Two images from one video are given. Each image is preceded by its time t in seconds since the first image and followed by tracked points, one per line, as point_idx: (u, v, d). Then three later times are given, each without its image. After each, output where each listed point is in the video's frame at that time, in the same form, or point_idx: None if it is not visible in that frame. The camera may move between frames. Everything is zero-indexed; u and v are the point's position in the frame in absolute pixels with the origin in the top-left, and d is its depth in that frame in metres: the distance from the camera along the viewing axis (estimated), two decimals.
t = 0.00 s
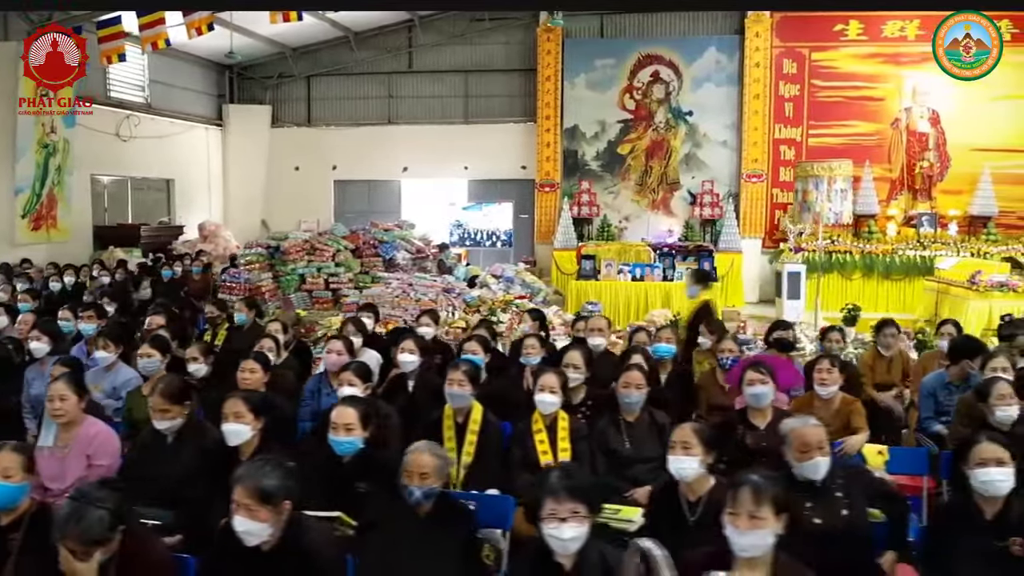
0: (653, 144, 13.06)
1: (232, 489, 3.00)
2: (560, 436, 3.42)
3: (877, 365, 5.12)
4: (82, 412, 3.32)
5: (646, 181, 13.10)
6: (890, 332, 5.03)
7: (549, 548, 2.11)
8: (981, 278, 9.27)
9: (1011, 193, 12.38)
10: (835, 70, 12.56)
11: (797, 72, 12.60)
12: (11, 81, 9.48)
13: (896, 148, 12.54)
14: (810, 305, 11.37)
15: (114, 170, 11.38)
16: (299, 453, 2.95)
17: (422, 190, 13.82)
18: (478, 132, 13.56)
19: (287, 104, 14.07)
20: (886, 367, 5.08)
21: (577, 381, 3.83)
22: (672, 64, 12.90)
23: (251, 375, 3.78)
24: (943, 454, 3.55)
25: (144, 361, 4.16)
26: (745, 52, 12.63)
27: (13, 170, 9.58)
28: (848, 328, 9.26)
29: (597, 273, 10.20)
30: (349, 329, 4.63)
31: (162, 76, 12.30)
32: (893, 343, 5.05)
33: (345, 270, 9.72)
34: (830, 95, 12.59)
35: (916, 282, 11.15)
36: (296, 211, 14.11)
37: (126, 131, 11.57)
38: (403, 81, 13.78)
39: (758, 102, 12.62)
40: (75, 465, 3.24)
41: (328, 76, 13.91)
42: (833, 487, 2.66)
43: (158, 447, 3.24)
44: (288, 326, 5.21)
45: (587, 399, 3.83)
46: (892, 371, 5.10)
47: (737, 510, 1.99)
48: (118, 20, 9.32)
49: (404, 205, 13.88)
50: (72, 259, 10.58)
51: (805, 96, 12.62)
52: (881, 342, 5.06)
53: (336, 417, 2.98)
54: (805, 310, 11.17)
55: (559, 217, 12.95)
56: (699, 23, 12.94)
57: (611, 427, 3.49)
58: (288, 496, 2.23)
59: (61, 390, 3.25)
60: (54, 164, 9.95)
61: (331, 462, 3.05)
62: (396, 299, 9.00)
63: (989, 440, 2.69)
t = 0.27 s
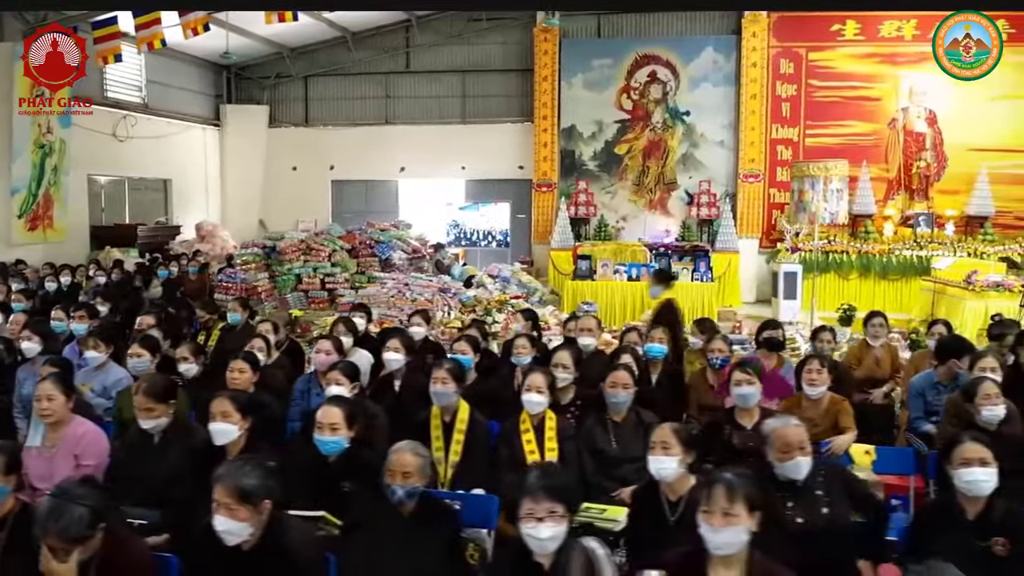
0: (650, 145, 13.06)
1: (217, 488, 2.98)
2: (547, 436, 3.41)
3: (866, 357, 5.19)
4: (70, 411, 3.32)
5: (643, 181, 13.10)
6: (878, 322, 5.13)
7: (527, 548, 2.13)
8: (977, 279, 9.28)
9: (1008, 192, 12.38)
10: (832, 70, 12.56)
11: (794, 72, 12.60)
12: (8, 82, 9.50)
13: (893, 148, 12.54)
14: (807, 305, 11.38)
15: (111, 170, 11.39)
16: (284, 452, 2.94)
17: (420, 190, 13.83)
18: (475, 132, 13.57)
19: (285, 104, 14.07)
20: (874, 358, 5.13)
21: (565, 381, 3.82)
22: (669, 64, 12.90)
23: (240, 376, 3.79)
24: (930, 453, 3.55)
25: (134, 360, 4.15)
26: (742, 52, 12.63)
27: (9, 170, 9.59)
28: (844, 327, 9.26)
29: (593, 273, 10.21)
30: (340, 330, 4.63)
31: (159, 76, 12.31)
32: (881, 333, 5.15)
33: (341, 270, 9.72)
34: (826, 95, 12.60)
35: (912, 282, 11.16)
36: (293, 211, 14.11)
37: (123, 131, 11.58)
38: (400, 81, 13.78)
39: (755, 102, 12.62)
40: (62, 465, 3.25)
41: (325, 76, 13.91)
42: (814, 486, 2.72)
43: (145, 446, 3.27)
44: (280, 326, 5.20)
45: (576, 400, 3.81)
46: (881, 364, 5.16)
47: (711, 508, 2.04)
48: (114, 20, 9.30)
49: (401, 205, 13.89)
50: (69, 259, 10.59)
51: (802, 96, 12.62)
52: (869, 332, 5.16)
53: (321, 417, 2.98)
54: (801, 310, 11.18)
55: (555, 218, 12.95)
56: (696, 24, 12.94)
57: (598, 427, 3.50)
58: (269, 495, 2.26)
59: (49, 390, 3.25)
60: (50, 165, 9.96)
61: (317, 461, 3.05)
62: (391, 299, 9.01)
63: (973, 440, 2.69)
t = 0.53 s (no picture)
0: (647, 144, 13.05)
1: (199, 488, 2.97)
2: (534, 437, 3.40)
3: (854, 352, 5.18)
4: (57, 412, 3.32)
5: (641, 181, 13.10)
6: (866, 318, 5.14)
7: (504, 549, 2.14)
8: (973, 279, 9.29)
9: (1005, 192, 12.38)
10: (829, 70, 12.56)
11: (791, 72, 12.60)
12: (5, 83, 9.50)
13: (890, 148, 12.54)
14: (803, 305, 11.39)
15: (108, 171, 11.39)
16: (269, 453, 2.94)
17: (417, 190, 13.84)
18: (473, 133, 13.58)
19: (282, 105, 14.08)
20: (861, 354, 5.09)
21: (553, 382, 3.80)
22: (667, 64, 12.90)
23: (229, 378, 3.80)
24: (918, 453, 3.55)
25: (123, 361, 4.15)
26: (739, 52, 12.63)
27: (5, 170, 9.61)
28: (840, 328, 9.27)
29: (589, 273, 10.22)
30: (331, 330, 4.62)
31: (156, 77, 12.31)
32: (868, 329, 5.12)
33: (337, 270, 9.71)
34: (824, 95, 12.59)
35: (909, 282, 11.17)
36: (291, 211, 14.13)
37: (120, 132, 11.59)
38: (398, 81, 13.78)
39: (752, 102, 12.62)
40: (49, 464, 3.26)
41: (323, 76, 13.91)
42: (796, 487, 2.75)
43: (131, 445, 3.30)
44: (272, 326, 5.20)
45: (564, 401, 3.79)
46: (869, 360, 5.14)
47: (685, 507, 2.07)
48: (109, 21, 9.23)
49: (399, 205, 13.91)
50: (65, 260, 10.61)
51: (800, 96, 12.62)
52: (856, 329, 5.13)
53: (305, 418, 2.99)
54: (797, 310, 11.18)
55: (553, 218, 12.96)
56: (693, 24, 12.94)
57: (585, 428, 3.50)
58: (249, 495, 2.29)
59: (36, 391, 3.24)
60: (46, 165, 9.96)
61: (302, 462, 3.05)
62: (387, 299, 9.02)
63: (957, 440, 2.67)
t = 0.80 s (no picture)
0: (644, 144, 13.05)
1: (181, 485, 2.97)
2: (521, 437, 3.40)
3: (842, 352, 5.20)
4: (45, 411, 3.32)
5: (638, 181, 13.10)
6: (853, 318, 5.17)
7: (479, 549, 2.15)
8: (969, 278, 9.28)
9: (1002, 192, 12.38)
10: (826, 70, 12.56)
11: (788, 72, 12.60)
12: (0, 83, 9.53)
13: (887, 148, 12.54)
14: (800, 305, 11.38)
15: (105, 171, 11.40)
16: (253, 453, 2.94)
17: (415, 190, 13.84)
18: (470, 133, 13.59)
19: (280, 105, 14.08)
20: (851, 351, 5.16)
21: (542, 382, 3.78)
22: (664, 64, 12.90)
23: (218, 379, 3.79)
24: (904, 454, 3.56)
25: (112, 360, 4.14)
26: (736, 52, 12.62)
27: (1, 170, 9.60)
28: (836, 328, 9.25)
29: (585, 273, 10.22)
30: (321, 331, 4.60)
31: (153, 76, 12.32)
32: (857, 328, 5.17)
33: (333, 270, 9.70)
34: (821, 95, 12.59)
35: (906, 282, 11.16)
36: (288, 211, 14.13)
37: (117, 132, 11.59)
38: (395, 81, 13.78)
39: (749, 102, 12.62)
40: (37, 463, 3.25)
41: (320, 76, 13.92)
42: (780, 487, 2.73)
43: (117, 444, 3.30)
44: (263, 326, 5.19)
45: (553, 402, 3.78)
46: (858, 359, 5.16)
47: (663, 507, 2.06)
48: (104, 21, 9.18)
49: (396, 205, 13.91)
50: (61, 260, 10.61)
51: (797, 96, 12.61)
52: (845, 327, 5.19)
53: (289, 417, 2.98)
54: (794, 309, 11.17)
55: (550, 217, 12.95)
56: (690, 24, 12.94)
57: (572, 428, 3.50)
58: (227, 494, 2.31)
59: (26, 389, 3.25)
60: (42, 165, 10.01)
61: (287, 461, 3.05)
62: (383, 299, 9.02)
63: (937, 440, 2.68)
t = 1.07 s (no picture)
0: (642, 144, 13.05)
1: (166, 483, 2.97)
2: (510, 436, 3.41)
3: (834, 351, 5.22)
4: (35, 411, 3.28)
5: (635, 181, 13.10)
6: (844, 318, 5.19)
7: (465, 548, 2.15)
8: (966, 278, 9.27)
9: (999, 192, 12.39)
10: (824, 70, 12.56)
11: (786, 72, 12.60)
12: None
13: (884, 148, 12.54)
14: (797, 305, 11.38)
15: (103, 171, 11.41)
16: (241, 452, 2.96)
17: (412, 190, 13.85)
18: (467, 133, 13.59)
19: (278, 105, 14.09)
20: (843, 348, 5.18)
21: (533, 381, 3.78)
22: (661, 64, 12.91)
23: (208, 379, 3.78)
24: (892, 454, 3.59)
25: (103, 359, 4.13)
26: (733, 52, 12.62)
27: None
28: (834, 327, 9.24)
29: (582, 273, 10.22)
30: (313, 330, 4.58)
31: (152, 76, 12.32)
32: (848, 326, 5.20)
33: (330, 270, 9.70)
34: (818, 95, 12.59)
35: (903, 281, 11.16)
36: (286, 211, 14.13)
37: (114, 132, 11.60)
38: (393, 81, 13.79)
39: (746, 102, 12.62)
40: (25, 463, 3.20)
41: (319, 76, 13.92)
42: (767, 487, 2.73)
43: (105, 443, 3.32)
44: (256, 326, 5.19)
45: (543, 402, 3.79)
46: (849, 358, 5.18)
47: (652, 505, 2.05)
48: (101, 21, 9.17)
49: (394, 205, 13.91)
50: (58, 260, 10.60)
51: (794, 96, 12.61)
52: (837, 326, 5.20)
53: (277, 416, 3.00)
54: (791, 309, 11.17)
55: (547, 217, 12.95)
56: (688, 24, 12.93)
57: (562, 427, 3.50)
58: (210, 492, 2.32)
59: (15, 389, 3.21)
60: (39, 164, 10.05)
61: (276, 460, 3.06)
62: (380, 299, 9.00)
63: (924, 439, 2.69)
